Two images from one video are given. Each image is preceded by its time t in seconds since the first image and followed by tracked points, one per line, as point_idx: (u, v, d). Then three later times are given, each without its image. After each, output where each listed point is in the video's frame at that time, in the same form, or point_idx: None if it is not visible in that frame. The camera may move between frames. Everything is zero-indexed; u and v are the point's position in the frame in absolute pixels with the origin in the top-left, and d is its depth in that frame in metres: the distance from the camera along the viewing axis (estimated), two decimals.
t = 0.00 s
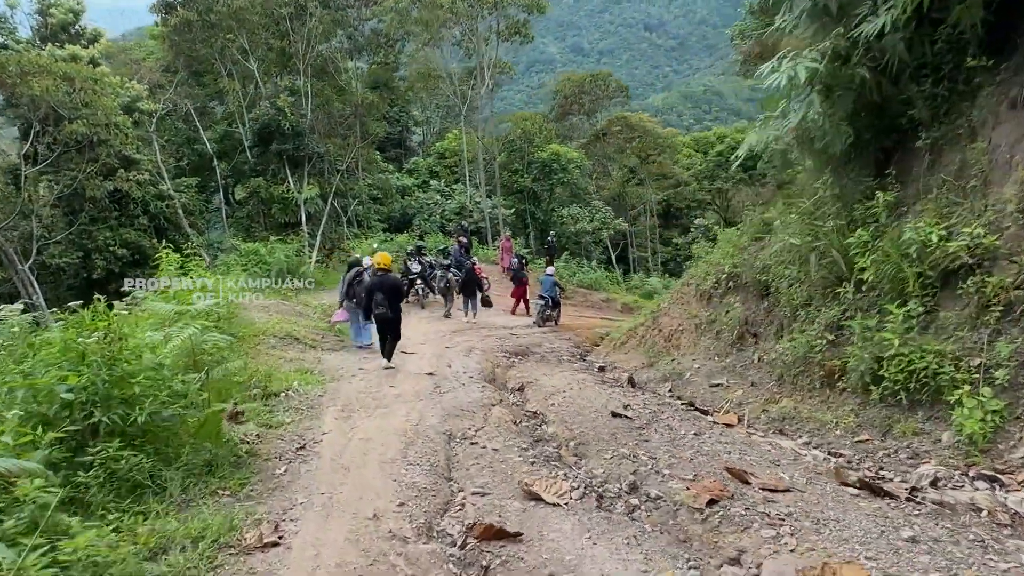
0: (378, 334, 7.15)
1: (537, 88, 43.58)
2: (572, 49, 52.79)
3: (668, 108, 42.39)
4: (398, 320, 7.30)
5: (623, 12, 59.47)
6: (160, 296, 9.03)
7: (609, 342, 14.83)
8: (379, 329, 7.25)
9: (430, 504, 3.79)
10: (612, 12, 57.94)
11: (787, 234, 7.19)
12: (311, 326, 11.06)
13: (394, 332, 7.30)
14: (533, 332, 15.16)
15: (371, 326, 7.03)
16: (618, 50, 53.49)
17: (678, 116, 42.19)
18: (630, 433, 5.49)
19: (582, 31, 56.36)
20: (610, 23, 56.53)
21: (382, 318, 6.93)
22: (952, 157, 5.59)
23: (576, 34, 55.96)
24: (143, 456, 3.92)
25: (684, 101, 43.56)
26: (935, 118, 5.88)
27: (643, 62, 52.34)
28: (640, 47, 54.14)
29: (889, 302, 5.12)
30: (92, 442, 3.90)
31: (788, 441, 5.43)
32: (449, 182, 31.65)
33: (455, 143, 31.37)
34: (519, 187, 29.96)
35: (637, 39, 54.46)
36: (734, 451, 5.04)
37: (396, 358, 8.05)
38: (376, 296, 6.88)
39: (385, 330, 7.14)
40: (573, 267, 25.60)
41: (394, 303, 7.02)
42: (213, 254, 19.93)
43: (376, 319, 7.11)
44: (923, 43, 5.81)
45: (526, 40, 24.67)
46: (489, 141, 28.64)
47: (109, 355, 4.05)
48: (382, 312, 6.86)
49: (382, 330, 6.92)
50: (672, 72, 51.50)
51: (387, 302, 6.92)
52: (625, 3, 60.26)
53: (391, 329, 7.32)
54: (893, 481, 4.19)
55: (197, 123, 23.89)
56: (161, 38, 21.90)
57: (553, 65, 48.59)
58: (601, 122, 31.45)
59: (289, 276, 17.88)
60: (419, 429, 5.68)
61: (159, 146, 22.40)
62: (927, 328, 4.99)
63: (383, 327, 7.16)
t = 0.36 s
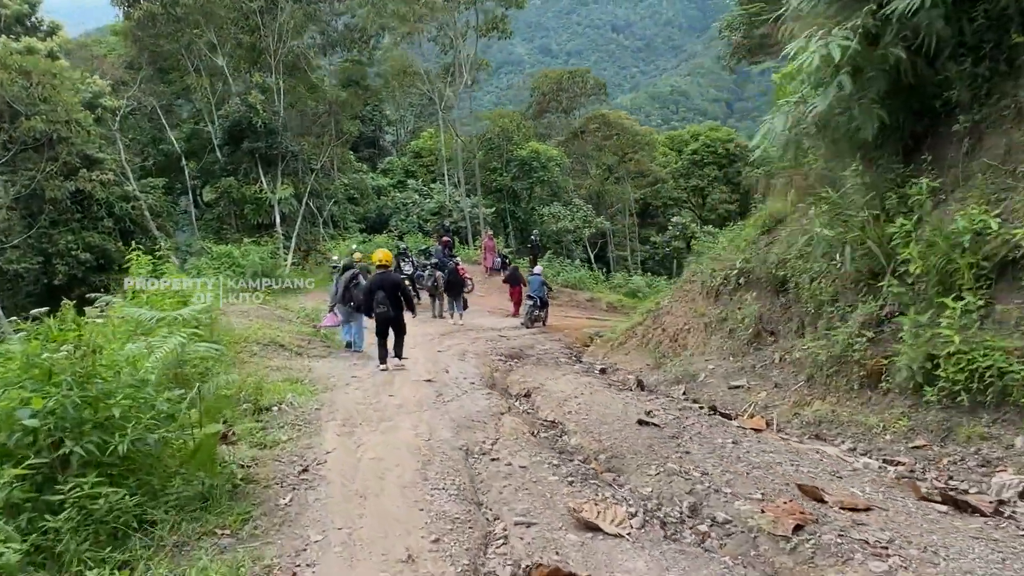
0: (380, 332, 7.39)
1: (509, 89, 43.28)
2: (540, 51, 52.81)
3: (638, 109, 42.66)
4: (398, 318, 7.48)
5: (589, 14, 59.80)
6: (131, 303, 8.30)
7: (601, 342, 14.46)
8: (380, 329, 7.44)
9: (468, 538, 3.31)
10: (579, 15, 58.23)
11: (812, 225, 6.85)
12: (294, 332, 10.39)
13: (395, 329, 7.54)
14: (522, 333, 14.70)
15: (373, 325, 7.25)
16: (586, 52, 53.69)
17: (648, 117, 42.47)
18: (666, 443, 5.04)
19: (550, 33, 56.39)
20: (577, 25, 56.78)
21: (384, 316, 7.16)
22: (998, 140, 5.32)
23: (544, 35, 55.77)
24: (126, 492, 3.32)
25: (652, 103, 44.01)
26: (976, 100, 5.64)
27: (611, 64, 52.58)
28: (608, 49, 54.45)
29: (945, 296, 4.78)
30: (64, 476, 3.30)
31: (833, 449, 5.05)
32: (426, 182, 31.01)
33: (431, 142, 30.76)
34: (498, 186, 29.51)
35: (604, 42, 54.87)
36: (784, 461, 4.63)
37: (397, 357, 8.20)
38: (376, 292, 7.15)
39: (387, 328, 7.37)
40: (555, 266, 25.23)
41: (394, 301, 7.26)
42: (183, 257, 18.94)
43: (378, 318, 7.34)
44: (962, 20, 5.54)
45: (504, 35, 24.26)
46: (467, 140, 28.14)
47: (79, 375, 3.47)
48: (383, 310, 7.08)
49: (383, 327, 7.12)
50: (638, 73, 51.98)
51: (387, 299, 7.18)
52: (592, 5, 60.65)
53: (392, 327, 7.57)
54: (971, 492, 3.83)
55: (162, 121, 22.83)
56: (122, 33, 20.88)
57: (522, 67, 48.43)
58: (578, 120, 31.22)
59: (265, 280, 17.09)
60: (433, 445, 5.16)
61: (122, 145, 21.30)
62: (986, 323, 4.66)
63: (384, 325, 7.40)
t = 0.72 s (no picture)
0: (377, 342, 8.09)
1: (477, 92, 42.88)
2: (505, 53, 52.49)
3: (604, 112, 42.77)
4: (395, 330, 8.04)
5: (554, 17, 59.79)
6: (93, 320, 7.56)
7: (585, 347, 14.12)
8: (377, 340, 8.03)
9: None
10: (544, 19, 58.23)
11: (826, 227, 6.59)
12: (269, 344, 9.72)
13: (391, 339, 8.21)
14: (505, 340, 14.26)
15: (371, 335, 7.95)
16: (552, 55, 53.61)
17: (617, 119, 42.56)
18: (695, 466, 4.67)
19: (516, 36, 56.16)
20: (542, 28, 56.74)
21: (381, 328, 7.84)
22: None
23: (509, 38, 55.47)
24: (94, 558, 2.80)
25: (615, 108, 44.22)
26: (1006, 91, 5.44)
27: (577, 67, 52.65)
28: (573, 52, 54.54)
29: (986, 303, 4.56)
30: (20, 539, 2.79)
31: (869, 467, 4.77)
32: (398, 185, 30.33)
33: (402, 144, 30.11)
34: (473, 188, 29.04)
35: (568, 45, 55.01)
36: (827, 483, 4.29)
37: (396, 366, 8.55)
38: (375, 306, 7.80)
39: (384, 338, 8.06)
40: (532, 269, 24.88)
41: (391, 314, 7.88)
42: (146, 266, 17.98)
43: (375, 329, 7.94)
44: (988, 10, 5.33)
45: (476, 36, 23.86)
46: (440, 143, 27.62)
47: (38, 416, 2.92)
48: (380, 322, 7.76)
49: (380, 338, 7.71)
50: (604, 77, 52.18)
51: (386, 313, 7.83)
52: (556, 9, 60.71)
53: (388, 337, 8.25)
54: None
55: (121, 124, 21.71)
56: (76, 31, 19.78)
57: (489, 69, 48.07)
58: (551, 122, 30.98)
59: (234, 288, 16.29)
60: (441, 474, 4.70)
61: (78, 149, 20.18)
62: None
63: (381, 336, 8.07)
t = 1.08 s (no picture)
0: (371, 351, 7.98)
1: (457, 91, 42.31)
2: (484, 53, 51.95)
3: (585, 111, 42.53)
4: (389, 338, 7.99)
5: (532, 17, 59.40)
6: (56, 333, 6.92)
7: (576, 350, 13.77)
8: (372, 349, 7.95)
9: None
10: (522, 18, 57.83)
11: (842, 226, 6.34)
12: (249, 354, 9.15)
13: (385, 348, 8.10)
14: (493, 343, 13.84)
15: (365, 344, 7.85)
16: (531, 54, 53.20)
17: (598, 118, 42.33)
18: (720, 488, 4.32)
19: (494, 36, 55.57)
20: (520, 27, 56.27)
21: (376, 335, 7.77)
22: None
23: (488, 38, 54.91)
24: None
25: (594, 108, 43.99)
26: None
27: (556, 66, 52.34)
28: (552, 52, 54.21)
29: None
30: None
31: (899, 483, 4.56)
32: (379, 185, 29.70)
33: (383, 144, 29.47)
34: (456, 188, 28.55)
35: (547, 44, 54.63)
36: (866, 504, 3.99)
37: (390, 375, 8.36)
38: (370, 313, 7.73)
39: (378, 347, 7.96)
40: (518, 270, 24.50)
41: (386, 321, 7.84)
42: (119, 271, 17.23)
43: (369, 338, 7.87)
44: None
45: (458, 33, 23.40)
46: (422, 142, 27.09)
47: None
48: (375, 329, 7.68)
49: (377, 346, 7.65)
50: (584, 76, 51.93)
51: (380, 320, 7.77)
52: (534, 8, 60.35)
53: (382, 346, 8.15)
54: None
55: (91, 123, 20.83)
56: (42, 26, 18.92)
57: (468, 69, 47.50)
58: (534, 121, 30.59)
59: (211, 293, 15.64)
60: (444, 501, 4.28)
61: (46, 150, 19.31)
62: None
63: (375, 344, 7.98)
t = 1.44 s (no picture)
0: (370, 344, 7.86)
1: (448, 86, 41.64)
2: (476, 48, 51.24)
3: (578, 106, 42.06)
4: (388, 332, 7.89)
5: (523, 12, 58.69)
6: (23, 332, 6.33)
7: (574, 347, 13.39)
8: (370, 342, 7.82)
9: None
10: (514, 14, 57.11)
11: (867, 217, 6.09)
12: (236, 353, 8.67)
13: (383, 341, 8.01)
14: (489, 340, 13.43)
15: (365, 337, 7.73)
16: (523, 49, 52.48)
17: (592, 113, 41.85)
18: (749, 498, 3.94)
19: (485, 30, 54.46)
20: (512, 23, 55.47)
21: (377, 329, 7.67)
22: None
23: (479, 33, 53.94)
24: None
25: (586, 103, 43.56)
26: None
27: (548, 61, 51.76)
28: (544, 47, 53.58)
29: None
30: None
31: (939, 490, 4.35)
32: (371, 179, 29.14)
33: (375, 137, 28.91)
34: (449, 182, 28.05)
35: (538, 39, 54.06)
36: (914, 518, 3.67)
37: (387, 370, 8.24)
38: (372, 306, 7.65)
39: (377, 340, 7.86)
40: (513, 265, 24.07)
41: (387, 314, 7.77)
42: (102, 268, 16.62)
43: (370, 331, 7.74)
44: None
45: (452, 24, 22.92)
46: (415, 135, 26.57)
47: None
48: (377, 322, 7.60)
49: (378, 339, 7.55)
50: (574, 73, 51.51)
51: (382, 312, 7.70)
52: (525, 4, 59.67)
53: (380, 340, 8.06)
54: None
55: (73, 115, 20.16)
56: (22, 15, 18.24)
57: (459, 64, 46.84)
58: (528, 114, 30.09)
59: (198, 290, 15.10)
60: (446, 515, 3.87)
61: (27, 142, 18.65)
62: None
63: (374, 338, 7.88)
